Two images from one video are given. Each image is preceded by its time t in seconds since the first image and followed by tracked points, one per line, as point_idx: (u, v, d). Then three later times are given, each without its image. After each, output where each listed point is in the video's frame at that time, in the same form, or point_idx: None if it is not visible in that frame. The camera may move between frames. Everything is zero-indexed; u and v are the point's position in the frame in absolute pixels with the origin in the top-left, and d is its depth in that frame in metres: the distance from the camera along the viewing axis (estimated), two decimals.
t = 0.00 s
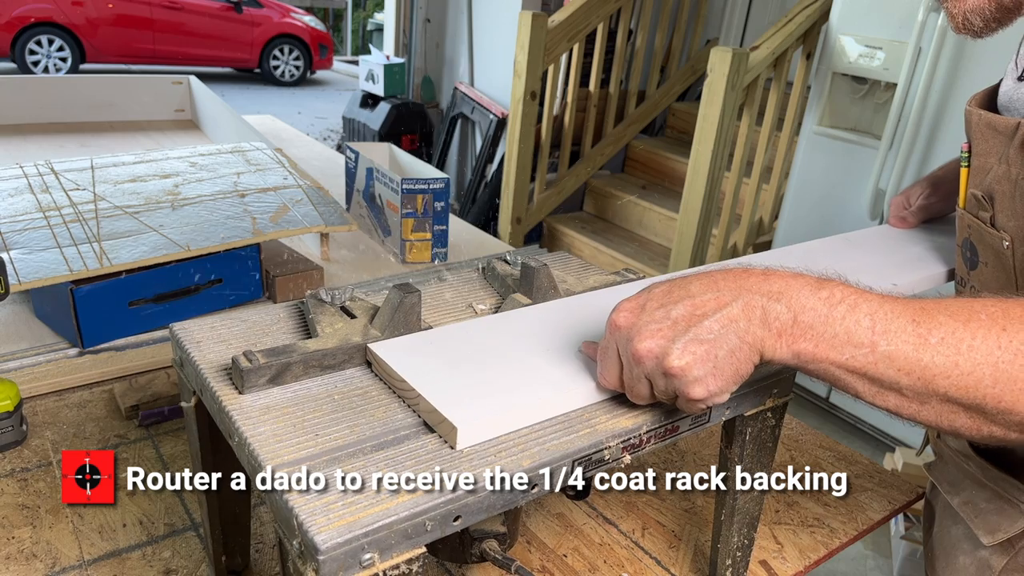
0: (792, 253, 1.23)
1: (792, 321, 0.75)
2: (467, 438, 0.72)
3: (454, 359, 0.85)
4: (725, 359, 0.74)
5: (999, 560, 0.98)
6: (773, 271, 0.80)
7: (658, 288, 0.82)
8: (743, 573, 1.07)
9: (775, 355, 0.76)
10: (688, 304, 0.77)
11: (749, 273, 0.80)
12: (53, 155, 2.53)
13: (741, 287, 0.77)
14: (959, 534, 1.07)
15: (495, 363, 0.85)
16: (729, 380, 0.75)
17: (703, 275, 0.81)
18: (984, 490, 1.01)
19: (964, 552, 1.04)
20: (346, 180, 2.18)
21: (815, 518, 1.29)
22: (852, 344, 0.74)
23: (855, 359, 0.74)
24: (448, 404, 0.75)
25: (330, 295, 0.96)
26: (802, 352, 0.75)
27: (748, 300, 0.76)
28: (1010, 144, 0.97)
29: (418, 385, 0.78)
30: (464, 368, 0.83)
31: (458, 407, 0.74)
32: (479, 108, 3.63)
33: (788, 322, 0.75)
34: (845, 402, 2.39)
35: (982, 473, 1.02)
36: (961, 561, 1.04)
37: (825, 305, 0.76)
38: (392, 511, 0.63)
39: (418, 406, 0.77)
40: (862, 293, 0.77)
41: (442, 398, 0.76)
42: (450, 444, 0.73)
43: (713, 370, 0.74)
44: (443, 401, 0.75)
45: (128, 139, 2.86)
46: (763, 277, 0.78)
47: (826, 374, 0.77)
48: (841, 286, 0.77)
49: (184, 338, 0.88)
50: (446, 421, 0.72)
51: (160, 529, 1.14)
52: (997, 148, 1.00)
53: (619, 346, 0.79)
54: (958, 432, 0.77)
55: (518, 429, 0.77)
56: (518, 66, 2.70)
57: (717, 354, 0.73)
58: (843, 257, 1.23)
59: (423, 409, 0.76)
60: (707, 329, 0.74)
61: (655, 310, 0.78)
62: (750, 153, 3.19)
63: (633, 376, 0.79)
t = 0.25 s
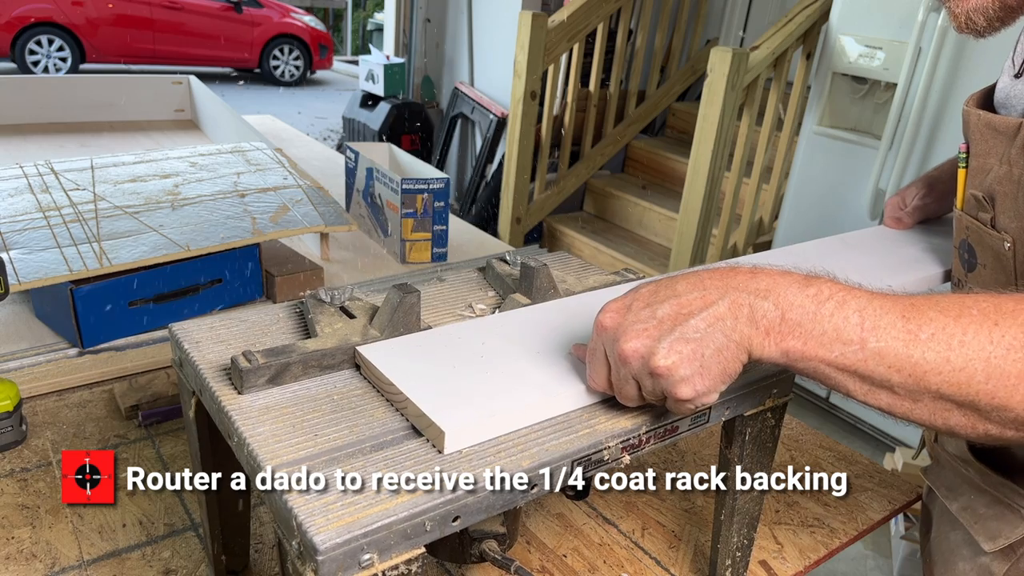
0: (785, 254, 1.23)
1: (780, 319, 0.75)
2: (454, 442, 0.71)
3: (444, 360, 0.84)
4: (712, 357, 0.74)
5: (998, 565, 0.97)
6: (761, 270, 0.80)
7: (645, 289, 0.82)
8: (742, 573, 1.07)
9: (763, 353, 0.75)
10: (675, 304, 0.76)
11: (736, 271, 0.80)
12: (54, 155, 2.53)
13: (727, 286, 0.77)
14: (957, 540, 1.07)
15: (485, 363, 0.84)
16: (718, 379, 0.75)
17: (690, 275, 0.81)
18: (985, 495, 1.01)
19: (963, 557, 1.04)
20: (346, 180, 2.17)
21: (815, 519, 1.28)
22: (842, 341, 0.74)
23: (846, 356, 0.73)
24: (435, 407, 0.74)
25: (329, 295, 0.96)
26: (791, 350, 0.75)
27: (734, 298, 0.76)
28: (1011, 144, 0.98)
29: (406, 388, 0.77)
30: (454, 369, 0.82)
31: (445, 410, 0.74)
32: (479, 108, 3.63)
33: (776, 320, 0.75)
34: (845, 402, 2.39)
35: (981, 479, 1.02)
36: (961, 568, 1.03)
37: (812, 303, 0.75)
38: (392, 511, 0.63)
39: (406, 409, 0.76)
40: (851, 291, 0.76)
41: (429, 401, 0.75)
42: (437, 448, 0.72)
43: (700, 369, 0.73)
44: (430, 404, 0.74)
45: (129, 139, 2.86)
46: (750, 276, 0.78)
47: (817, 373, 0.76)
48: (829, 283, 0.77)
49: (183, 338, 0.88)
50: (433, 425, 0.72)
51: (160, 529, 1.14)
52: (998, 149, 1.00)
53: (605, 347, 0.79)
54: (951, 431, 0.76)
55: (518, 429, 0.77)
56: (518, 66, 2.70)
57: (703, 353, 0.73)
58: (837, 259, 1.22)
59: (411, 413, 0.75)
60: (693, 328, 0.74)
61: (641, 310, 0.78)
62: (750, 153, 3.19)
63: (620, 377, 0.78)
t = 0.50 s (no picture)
0: (781, 254, 1.23)
1: (776, 323, 0.75)
2: (447, 443, 0.71)
3: (439, 361, 0.83)
4: (706, 361, 0.73)
5: (994, 566, 0.97)
6: (757, 273, 0.80)
7: (640, 291, 0.82)
8: (742, 573, 1.07)
9: (759, 357, 0.75)
10: (670, 307, 0.76)
11: (732, 274, 0.79)
12: (53, 155, 2.53)
13: (722, 289, 0.77)
14: (954, 540, 1.07)
15: (479, 365, 0.84)
16: (712, 384, 0.75)
17: (686, 278, 0.81)
18: (981, 496, 1.01)
19: (959, 558, 1.04)
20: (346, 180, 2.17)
21: (815, 519, 1.28)
22: (838, 346, 0.73)
23: (841, 361, 0.73)
24: (429, 409, 0.74)
25: (328, 295, 0.96)
26: (786, 354, 0.75)
27: (730, 302, 0.75)
28: (1009, 144, 0.97)
29: (399, 390, 0.77)
30: (447, 371, 0.82)
31: (440, 412, 0.73)
32: (479, 108, 3.63)
33: (771, 324, 0.74)
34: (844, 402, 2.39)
35: (979, 479, 1.02)
36: (957, 568, 1.03)
37: (809, 306, 0.75)
38: (391, 512, 0.63)
39: (399, 411, 0.75)
40: (848, 294, 0.76)
41: (423, 403, 0.74)
42: (430, 450, 0.71)
43: (694, 373, 0.73)
44: (424, 406, 0.74)
45: (129, 139, 2.86)
46: (746, 279, 0.78)
47: (812, 377, 0.76)
48: (826, 287, 0.77)
49: (182, 339, 0.88)
50: (427, 426, 0.71)
51: (159, 529, 1.14)
52: (995, 150, 1.00)
53: (600, 350, 0.78)
54: (947, 436, 0.76)
55: (517, 429, 0.77)
56: (518, 66, 2.70)
57: (698, 356, 0.73)
58: (834, 260, 1.22)
59: (405, 414, 0.75)
60: (688, 331, 0.74)
61: (636, 313, 0.77)
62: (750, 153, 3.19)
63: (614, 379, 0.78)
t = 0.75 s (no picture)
0: (778, 255, 1.22)
1: (770, 325, 0.75)
2: (439, 446, 0.70)
3: (433, 361, 0.83)
4: (700, 364, 0.73)
5: (994, 568, 0.97)
6: (752, 275, 0.79)
7: (634, 293, 0.82)
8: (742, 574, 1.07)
9: (754, 360, 0.75)
10: (664, 309, 0.76)
11: (727, 277, 0.79)
12: (53, 155, 2.52)
13: (717, 292, 0.77)
14: (954, 542, 1.07)
15: (472, 365, 0.83)
16: (707, 387, 0.75)
17: (681, 280, 0.81)
18: (981, 498, 1.00)
19: (959, 559, 1.04)
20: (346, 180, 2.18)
21: (815, 519, 1.28)
22: (833, 349, 0.73)
23: (836, 364, 0.73)
24: (422, 411, 0.73)
25: (328, 295, 0.96)
26: (781, 357, 0.74)
27: (724, 304, 0.75)
28: (1006, 147, 0.97)
29: (392, 392, 0.76)
30: (440, 372, 0.81)
31: (432, 415, 0.73)
32: (479, 107, 3.63)
33: (766, 327, 0.74)
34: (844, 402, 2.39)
35: (978, 481, 1.01)
36: (957, 570, 1.03)
37: (804, 309, 0.75)
38: (391, 512, 0.63)
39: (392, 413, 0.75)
40: (843, 297, 0.76)
41: (415, 405, 0.74)
42: (422, 452, 0.71)
43: (689, 376, 0.73)
44: (416, 408, 0.73)
45: (129, 138, 2.86)
46: (742, 281, 0.78)
47: (808, 380, 0.76)
48: (822, 290, 0.77)
49: (182, 338, 0.88)
50: (418, 429, 0.71)
51: (159, 529, 1.14)
52: (991, 152, 1.00)
53: (594, 352, 0.78)
54: (942, 439, 0.75)
55: (517, 429, 0.77)
56: (518, 66, 2.70)
57: (692, 359, 0.73)
58: (831, 262, 1.21)
59: (397, 417, 0.74)
60: (682, 334, 0.73)
61: (630, 315, 0.77)
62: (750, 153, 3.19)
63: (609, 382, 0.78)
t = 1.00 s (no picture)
0: (773, 258, 1.22)
1: (758, 327, 0.73)
2: (421, 453, 0.69)
3: (418, 363, 0.82)
4: (687, 367, 0.72)
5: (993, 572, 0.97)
6: (740, 276, 0.78)
7: (621, 295, 0.81)
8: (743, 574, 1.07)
9: (741, 363, 0.73)
10: (651, 311, 0.75)
11: (714, 278, 0.78)
12: (53, 155, 2.53)
13: (704, 293, 0.75)
14: (954, 545, 1.08)
15: (457, 368, 0.82)
16: (694, 390, 0.73)
17: (668, 281, 0.79)
18: (981, 501, 1.00)
19: (959, 563, 1.04)
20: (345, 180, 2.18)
21: (816, 519, 1.28)
22: (820, 351, 0.71)
23: (824, 366, 0.71)
24: (404, 416, 0.72)
25: (329, 295, 0.96)
26: (768, 359, 0.73)
27: (711, 306, 0.74)
28: (1005, 150, 0.97)
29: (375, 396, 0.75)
30: (425, 375, 0.80)
31: (415, 420, 0.71)
32: (480, 108, 3.63)
33: (753, 328, 0.73)
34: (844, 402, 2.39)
35: (977, 484, 1.01)
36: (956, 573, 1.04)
37: (791, 310, 0.73)
38: (392, 511, 0.63)
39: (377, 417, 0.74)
40: (831, 298, 0.74)
41: (398, 410, 0.73)
42: (404, 459, 0.69)
43: (676, 379, 0.72)
44: (398, 414, 0.72)
45: (129, 139, 2.86)
46: (729, 283, 0.76)
47: (796, 383, 0.74)
48: (809, 291, 0.75)
49: (183, 338, 0.88)
50: (400, 435, 0.69)
51: (160, 529, 1.14)
52: (991, 154, 1.00)
53: (580, 355, 0.77)
54: (932, 442, 0.74)
55: (518, 429, 0.77)
56: (518, 66, 2.70)
57: (679, 361, 0.71)
58: (827, 265, 1.21)
59: (379, 422, 0.73)
60: (668, 337, 0.72)
61: (617, 318, 0.76)
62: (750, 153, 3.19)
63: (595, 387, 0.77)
